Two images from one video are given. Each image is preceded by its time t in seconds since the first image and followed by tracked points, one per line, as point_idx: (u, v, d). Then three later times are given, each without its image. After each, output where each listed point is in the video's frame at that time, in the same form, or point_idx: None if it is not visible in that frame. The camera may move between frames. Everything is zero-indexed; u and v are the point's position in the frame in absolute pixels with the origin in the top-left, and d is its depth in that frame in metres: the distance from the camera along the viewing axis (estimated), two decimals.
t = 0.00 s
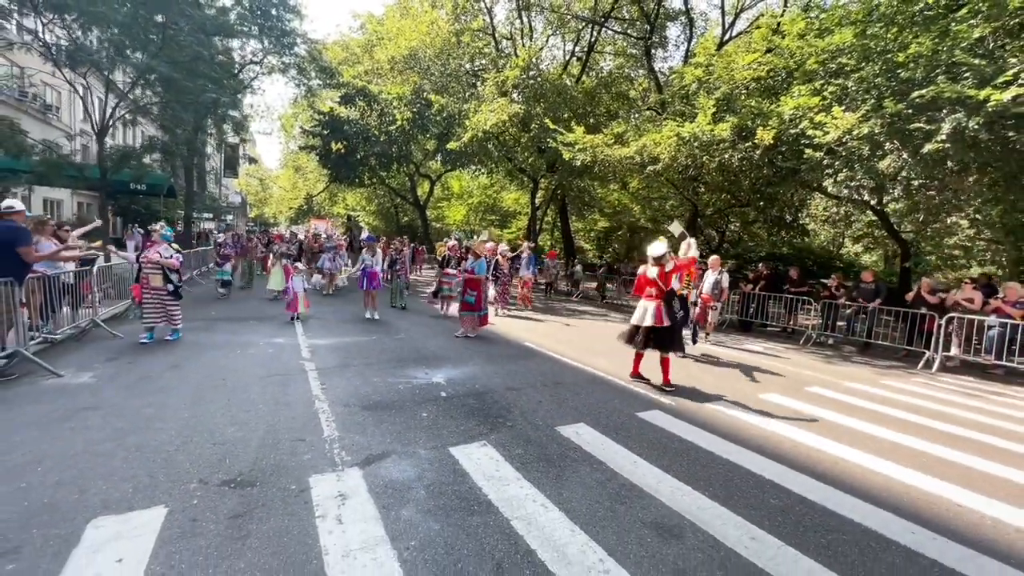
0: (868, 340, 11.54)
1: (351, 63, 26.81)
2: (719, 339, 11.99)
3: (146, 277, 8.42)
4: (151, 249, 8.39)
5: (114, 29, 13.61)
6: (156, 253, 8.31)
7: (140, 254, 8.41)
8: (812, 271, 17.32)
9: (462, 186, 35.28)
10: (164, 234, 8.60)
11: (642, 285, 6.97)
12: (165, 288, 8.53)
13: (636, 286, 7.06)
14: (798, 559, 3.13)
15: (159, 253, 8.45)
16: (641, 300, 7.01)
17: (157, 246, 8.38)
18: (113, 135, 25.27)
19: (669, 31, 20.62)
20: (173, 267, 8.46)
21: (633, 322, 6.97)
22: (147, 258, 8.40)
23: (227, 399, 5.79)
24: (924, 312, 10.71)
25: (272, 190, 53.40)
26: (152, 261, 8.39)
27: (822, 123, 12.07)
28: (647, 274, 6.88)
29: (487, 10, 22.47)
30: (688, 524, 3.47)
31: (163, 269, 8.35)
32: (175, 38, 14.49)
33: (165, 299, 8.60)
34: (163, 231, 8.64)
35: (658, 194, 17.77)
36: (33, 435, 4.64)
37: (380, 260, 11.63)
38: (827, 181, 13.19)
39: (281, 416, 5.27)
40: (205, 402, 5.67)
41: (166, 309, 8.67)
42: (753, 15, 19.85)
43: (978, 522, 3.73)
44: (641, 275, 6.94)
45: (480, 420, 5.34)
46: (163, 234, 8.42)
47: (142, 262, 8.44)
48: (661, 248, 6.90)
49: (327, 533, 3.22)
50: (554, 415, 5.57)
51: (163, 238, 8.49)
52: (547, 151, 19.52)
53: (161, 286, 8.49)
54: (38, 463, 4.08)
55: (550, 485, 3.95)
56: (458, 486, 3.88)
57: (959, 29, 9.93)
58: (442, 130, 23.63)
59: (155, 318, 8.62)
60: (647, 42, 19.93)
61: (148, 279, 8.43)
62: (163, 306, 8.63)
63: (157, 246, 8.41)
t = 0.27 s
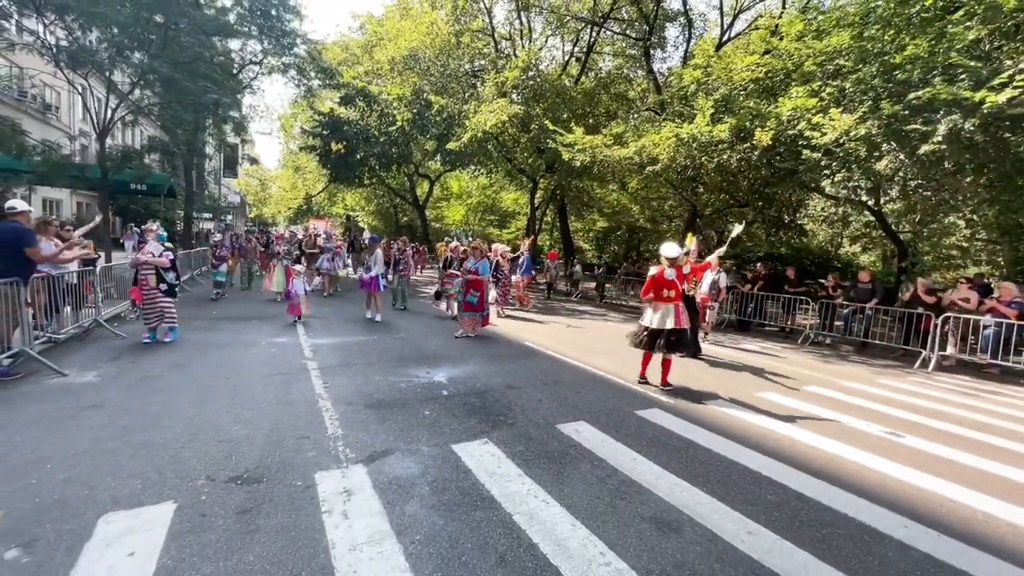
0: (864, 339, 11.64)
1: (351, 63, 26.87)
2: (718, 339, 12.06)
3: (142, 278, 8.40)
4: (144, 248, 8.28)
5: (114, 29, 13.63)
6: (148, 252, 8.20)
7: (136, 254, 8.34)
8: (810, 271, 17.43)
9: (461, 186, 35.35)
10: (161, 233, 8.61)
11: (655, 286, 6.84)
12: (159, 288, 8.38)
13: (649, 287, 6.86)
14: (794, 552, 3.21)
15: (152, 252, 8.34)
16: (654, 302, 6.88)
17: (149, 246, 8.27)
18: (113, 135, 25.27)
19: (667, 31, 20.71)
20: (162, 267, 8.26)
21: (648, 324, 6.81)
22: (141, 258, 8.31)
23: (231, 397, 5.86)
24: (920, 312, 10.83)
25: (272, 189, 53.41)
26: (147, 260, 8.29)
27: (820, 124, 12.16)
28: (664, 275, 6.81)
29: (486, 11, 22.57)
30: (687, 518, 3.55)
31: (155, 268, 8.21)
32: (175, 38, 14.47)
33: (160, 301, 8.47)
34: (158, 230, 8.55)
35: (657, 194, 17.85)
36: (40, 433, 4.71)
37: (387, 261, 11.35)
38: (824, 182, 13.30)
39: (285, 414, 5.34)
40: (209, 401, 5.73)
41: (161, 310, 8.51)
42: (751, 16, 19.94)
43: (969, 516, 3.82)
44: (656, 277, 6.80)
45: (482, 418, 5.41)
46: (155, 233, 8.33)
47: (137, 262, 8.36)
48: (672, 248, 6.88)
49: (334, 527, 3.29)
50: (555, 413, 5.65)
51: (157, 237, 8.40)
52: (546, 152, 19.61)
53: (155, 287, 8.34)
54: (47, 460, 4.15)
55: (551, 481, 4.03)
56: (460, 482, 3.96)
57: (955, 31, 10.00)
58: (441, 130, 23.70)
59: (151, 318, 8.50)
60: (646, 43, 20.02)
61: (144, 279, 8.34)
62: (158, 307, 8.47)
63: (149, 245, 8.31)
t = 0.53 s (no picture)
0: (862, 339, 11.69)
1: (350, 62, 26.86)
2: (717, 338, 12.10)
3: (143, 282, 8.16)
4: (145, 251, 8.08)
5: (113, 28, 13.62)
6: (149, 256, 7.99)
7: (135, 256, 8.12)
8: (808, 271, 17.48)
9: (460, 186, 35.34)
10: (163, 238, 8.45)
11: (667, 288, 6.81)
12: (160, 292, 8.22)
13: (660, 289, 6.81)
14: (791, 549, 3.25)
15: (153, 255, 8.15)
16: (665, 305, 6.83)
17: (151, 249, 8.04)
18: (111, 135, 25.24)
19: (666, 31, 20.74)
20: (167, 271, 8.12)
21: (662, 328, 6.76)
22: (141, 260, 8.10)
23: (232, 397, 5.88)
24: (917, 311, 10.89)
25: (271, 189, 53.35)
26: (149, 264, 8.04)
27: (818, 124, 12.23)
28: (677, 278, 6.81)
29: (485, 10, 22.59)
30: (685, 516, 3.59)
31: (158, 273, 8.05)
32: (174, 38, 14.50)
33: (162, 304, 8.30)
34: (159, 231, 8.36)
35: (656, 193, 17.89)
36: (43, 433, 4.73)
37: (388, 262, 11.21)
38: (822, 181, 13.38)
39: (286, 413, 5.37)
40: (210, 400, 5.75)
41: (160, 314, 8.36)
42: (750, 16, 19.96)
43: (964, 513, 3.87)
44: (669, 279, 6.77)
45: (482, 417, 5.45)
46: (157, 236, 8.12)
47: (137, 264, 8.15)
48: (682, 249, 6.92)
49: (336, 525, 3.33)
50: (554, 412, 5.68)
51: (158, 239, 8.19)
52: (546, 151, 19.63)
53: (156, 291, 8.18)
54: (50, 459, 4.18)
55: (550, 480, 4.07)
56: (461, 481, 4.00)
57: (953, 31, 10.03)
58: (441, 130, 23.70)
59: (148, 322, 8.34)
60: (644, 42, 20.05)
61: (144, 282, 8.15)
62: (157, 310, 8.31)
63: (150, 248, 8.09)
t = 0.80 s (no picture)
0: (861, 338, 11.72)
1: (349, 62, 26.87)
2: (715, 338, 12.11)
3: (144, 281, 8.10)
4: (149, 250, 8.05)
5: (111, 28, 13.61)
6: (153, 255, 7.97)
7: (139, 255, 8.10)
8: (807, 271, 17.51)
9: (460, 185, 35.33)
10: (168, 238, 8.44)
11: (678, 291, 6.79)
12: (160, 293, 8.13)
13: (672, 293, 6.78)
14: (786, 548, 3.27)
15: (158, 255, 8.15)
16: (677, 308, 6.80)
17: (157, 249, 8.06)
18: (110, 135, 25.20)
19: (665, 31, 20.75)
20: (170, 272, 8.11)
21: (679, 332, 6.70)
22: (144, 260, 8.08)
23: (231, 397, 5.89)
24: (915, 310, 10.91)
25: (270, 189, 53.32)
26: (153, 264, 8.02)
27: (816, 124, 12.31)
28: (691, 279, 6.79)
29: (484, 10, 22.61)
30: (682, 516, 3.60)
31: (161, 272, 8.00)
32: (173, 38, 14.55)
33: (158, 305, 8.15)
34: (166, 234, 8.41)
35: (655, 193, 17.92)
36: (42, 433, 4.74)
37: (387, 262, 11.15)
38: (820, 181, 13.44)
39: (287, 413, 5.40)
40: (209, 400, 5.76)
41: (156, 315, 8.20)
42: (748, 16, 19.98)
43: (960, 512, 3.89)
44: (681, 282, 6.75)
45: (480, 417, 5.47)
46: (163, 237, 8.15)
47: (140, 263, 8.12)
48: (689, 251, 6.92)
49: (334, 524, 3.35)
50: (552, 412, 5.70)
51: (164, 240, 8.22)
52: (544, 151, 19.64)
53: (156, 291, 8.09)
54: (49, 460, 4.18)
55: (548, 479, 4.08)
56: (459, 480, 4.01)
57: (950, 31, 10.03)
58: (440, 130, 23.68)
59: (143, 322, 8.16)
60: (643, 42, 20.07)
61: (145, 281, 8.08)
62: (154, 311, 8.17)
63: (155, 248, 8.08)
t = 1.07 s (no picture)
0: (859, 338, 11.73)
1: (348, 62, 26.86)
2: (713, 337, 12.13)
3: (145, 280, 7.97)
4: (152, 250, 8.01)
5: (110, 28, 13.59)
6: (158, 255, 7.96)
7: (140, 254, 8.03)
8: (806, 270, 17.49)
9: (459, 185, 35.32)
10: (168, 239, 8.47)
11: (697, 295, 6.55)
12: (160, 293, 8.07)
13: (691, 298, 6.52)
14: (780, 546, 3.28)
15: (161, 255, 8.14)
16: (692, 313, 6.55)
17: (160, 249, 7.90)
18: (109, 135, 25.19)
19: (665, 30, 20.77)
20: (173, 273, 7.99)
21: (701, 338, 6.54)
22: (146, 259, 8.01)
23: (228, 397, 5.90)
24: (914, 309, 10.88)
25: (269, 189, 53.34)
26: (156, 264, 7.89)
27: (814, 123, 12.29)
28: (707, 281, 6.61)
29: (483, 10, 22.61)
30: (677, 514, 3.61)
31: (165, 273, 7.99)
32: (175, 38, 14.65)
33: (158, 305, 8.07)
34: (167, 234, 8.43)
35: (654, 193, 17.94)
36: (39, 432, 4.74)
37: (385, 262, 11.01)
38: (818, 180, 13.47)
39: (284, 413, 5.41)
40: (207, 400, 5.77)
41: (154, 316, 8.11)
42: (748, 15, 19.96)
43: (955, 511, 3.90)
44: (699, 286, 6.50)
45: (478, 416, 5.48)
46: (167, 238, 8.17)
47: (141, 263, 8.04)
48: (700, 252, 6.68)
49: (330, 523, 3.35)
50: (550, 411, 5.70)
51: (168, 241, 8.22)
52: (543, 151, 19.64)
53: (157, 291, 8.03)
54: (46, 460, 4.19)
55: (544, 478, 4.09)
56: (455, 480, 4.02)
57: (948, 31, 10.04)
58: (438, 130, 23.57)
59: (139, 322, 8.01)
60: (642, 42, 20.08)
61: (145, 281, 7.99)
62: (152, 312, 8.06)
63: (159, 247, 8.06)
